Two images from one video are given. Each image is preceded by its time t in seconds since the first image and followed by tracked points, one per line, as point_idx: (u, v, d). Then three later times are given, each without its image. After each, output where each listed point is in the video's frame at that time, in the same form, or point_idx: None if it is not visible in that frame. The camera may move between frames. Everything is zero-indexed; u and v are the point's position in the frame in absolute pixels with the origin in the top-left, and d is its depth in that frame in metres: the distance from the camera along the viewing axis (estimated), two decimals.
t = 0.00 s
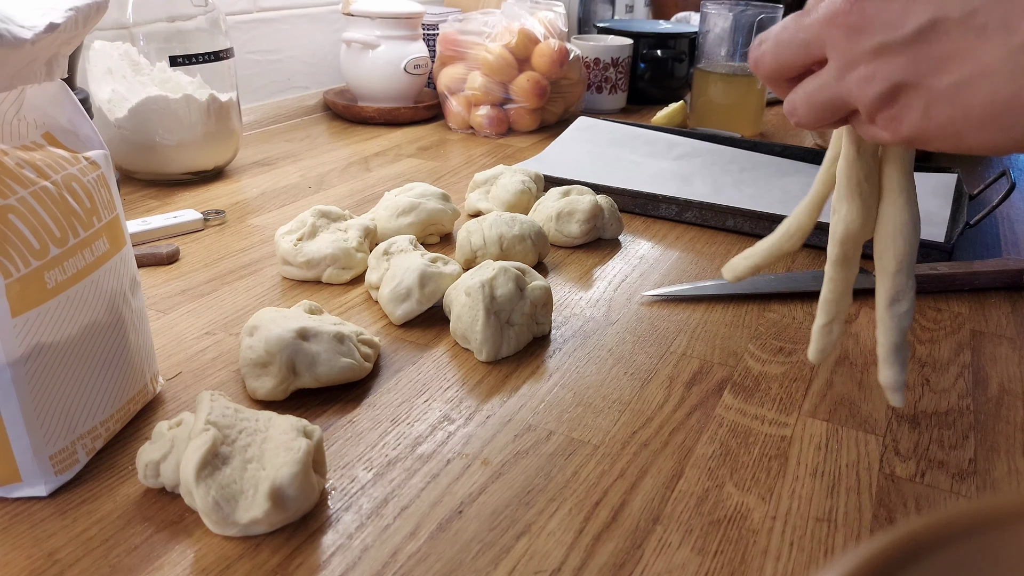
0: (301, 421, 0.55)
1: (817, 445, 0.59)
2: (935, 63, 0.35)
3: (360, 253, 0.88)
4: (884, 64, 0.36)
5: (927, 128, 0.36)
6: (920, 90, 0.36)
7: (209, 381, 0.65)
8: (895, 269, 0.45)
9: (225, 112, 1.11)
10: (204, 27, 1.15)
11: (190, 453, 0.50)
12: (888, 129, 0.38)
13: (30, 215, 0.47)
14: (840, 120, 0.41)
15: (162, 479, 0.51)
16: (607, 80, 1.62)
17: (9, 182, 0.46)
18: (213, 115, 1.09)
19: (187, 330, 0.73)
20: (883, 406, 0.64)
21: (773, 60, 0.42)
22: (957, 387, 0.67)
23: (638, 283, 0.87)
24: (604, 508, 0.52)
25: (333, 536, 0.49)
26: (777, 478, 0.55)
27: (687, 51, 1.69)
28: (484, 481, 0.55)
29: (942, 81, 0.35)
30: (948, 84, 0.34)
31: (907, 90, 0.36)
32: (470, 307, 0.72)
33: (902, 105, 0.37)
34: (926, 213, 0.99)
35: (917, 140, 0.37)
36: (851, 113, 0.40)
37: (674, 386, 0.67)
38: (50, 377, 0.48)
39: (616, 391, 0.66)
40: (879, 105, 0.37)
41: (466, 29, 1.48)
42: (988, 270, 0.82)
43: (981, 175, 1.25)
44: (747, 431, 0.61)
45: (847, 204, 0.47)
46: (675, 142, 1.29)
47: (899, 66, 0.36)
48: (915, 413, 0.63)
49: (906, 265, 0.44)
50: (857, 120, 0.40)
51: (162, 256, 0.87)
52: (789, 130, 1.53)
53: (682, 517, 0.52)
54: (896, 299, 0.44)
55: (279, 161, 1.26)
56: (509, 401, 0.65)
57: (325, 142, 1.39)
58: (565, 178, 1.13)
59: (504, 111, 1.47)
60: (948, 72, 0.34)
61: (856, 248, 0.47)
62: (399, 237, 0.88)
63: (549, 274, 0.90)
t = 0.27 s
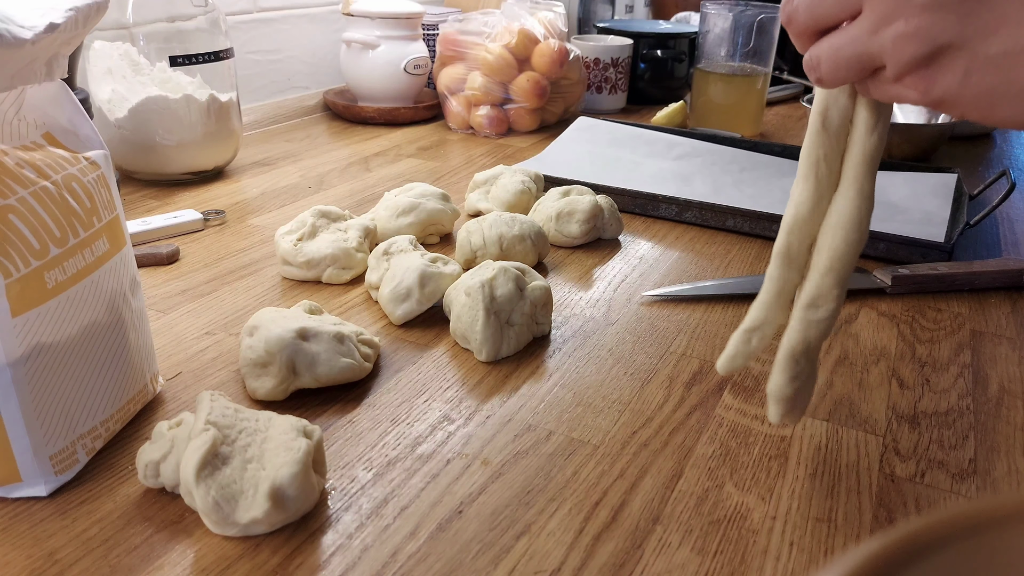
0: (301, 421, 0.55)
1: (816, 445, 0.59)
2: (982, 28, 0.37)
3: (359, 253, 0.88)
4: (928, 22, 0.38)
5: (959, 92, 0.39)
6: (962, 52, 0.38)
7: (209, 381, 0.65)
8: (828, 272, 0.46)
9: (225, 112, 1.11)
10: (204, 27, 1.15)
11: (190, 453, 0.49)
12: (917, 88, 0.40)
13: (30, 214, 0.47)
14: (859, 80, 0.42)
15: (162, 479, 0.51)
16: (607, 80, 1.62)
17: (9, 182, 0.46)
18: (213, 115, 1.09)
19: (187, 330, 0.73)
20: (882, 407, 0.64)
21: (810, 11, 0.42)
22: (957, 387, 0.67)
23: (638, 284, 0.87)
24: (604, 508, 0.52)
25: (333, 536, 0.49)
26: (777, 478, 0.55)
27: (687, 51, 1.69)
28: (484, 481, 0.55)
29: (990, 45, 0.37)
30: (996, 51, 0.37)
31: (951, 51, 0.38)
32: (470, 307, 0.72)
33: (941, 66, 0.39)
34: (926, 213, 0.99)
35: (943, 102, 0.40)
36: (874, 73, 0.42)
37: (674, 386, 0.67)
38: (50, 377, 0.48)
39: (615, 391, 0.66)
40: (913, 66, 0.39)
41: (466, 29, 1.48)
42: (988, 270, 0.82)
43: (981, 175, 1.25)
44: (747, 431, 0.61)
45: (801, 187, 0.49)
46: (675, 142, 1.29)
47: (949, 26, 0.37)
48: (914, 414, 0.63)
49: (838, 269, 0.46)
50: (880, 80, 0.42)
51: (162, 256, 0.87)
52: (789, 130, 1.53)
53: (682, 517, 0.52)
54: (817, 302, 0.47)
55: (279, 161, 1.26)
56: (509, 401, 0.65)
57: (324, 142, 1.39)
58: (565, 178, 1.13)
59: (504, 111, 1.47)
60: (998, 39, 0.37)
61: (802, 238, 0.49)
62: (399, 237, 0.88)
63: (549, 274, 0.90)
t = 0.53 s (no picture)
0: (301, 421, 0.55)
1: (817, 445, 0.59)
2: None
3: (359, 253, 0.88)
4: None
5: (945, 51, 0.42)
6: (954, 8, 0.41)
7: (209, 381, 0.65)
8: (859, 255, 0.49)
9: (225, 112, 1.11)
10: (205, 27, 1.15)
11: (189, 454, 0.49)
12: (902, 44, 0.43)
13: (30, 214, 0.47)
14: (854, 43, 0.45)
15: (162, 479, 0.51)
16: (607, 80, 1.62)
17: (9, 182, 0.46)
18: (213, 115, 1.09)
19: (187, 330, 0.73)
20: (882, 407, 0.64)
21: None
22: (957, 387, 0.67)
23: (638, 284, 0.87)
24: (604, 508, 0.52)
25: (332, 536, 0.49)
26: (777, 478, 0.55)
27: (687, 51, 1.69)
28: (484, 481, 0.55)
29: (979, 6, 0.41)
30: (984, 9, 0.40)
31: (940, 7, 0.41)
32: (470, 307, 0.72)
33: (929, 22, 0.42)
34: (926, 213, 0.99)
35: (927, 64, 0.42)
36: (866, 36, 0.45)
37: (674, 386, 0.67)
38: (50, 377, 0.48)
39: (616, 391, 0.66)
40: (903, 19, 0.42)
41: (466, 29, 1.48)
42: (988, 270, 0.82)
43: (981, 175, 1.25)
44: (747, 431, 0.61)
45: (830, 177, 0.53)
46: (675, 142, 1.29)
47: None
48: (914, 414, 0.63)
49: (868, 250, 0.48)
50: (872, 43, 0.44)
51: (162, 256, 0.87)
52: (789, 130, 1.53)
53: (682, 517, 0.51)
54: (855, 285, 0.49)
55: (279, 161, 1.26)
56: (509, 401, 0.65)
57: (324, 142, 1.39)
58: (565, 178, 1.13)
59: (504, 111, 1.47)
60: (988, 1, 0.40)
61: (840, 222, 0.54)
62: (399, 237, 0.88)
63: (549, 274, 0.90)
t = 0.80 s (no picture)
0: (301, 421, 0.55)
1: (817, 445, 0.59)
2: None
3: (360, 253, 0.88)
4: None
5: (946, 54, 0.37)
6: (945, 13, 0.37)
7: (209, 381, 0.65)
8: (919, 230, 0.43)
9: (225, 112, 1.11)
10: (205, 27, 1.15)
11: (190, 454, 0.49)
12: (904, 52, 0.38)
13: (30, 215, 0.47)
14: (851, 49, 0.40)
15: (162, 479, 0.51)
16: (607, 80, 1.62)
17: (9, 182, 0.46)
18: (213, 115, 1.09)
19: (187, 330, 0.73)
20: (882, 407, 0.64)
21: None
22: (957, 387, 0.67)
23: (638, 283, 0.87)
24: (604, 508, 0.52)
25: (333, 536, 0.49)
26: (777, 478, 0.55)
27: (688, 51, 1.69)
28: (484, 481, 0.55)
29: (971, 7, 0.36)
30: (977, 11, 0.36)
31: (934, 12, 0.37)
32: (470, 307, 0.72)
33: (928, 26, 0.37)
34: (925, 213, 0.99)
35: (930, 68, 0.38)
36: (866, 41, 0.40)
37: (674, 386, 0.67)
38: (50, 377, 0.48)
39: (615, 391, 0.66)
40: (899, 27, 0.37)
41: (466, 29, 1.48)
42: (988, 270, 0.82)
43: (981, 175, 1.25)
44: (747, 431, 0.61)
45: (877, 153, 0.45)
46: (675, 142, 1.29)
47: None
48: (914, 414, 0.63)
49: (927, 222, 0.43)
50: (872, 48, 0.39)
51: (162, 256, 0.87)
52: (789, 130, 1.53)
53: (682, 517, 0.51)
54: (915, 261, 0.44)
55: (279, 161, 1.26)
56: (509, 401, 0.65)
57: (324, 142, 1.39)
58: (565, 178, 1.13)
59: (504, 111, 1.47)
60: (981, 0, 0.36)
61: (887, 202, 0.45)
62: (399, 238, 0.88)
63: (549, 274, 0.90)
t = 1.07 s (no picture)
0: (300, 421, 0.55)
1: (817, 445, 0.59)
2: (894, 82, 0.38)
3: (359, 253, 0.88)
4: (847, 92, 0.40)
5: (907, 135, 0.40)
6: (892, 106, 0.39)
7: (209, 381, 0.65)
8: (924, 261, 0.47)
9: (225, 112, 1.11)
10: (205, 27, 1.15)
11: (190, 453, 0.49)
12: (877, 132, 0.41)
13: (30, 215, 0.47)
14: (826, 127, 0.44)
15: (162, 479, 0.51)
16: (607, 80, 1.62)
17: (9, 182, 0.46)
18: (213, 115, 1.09)
19: (187, 330, 0.73)
20: (882, 407, 0.64)
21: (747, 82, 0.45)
22: (958, 387, 0.67)
23: (638, 283, 0.87)
24: (604, 508, 0.52)
25: (332, 536, 0.49)
26: (777, 478, 0.55)
27: (687, 51, 1.69)
28: (485, 481, 0.55)
29: (908, 95, 0.38)
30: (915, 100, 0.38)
31: (880, 106, 0.40)
32: (470, 307, 0.72)
33: (880, 117, 0.40)
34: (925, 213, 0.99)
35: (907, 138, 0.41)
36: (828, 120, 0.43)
37: (674, 386, 0.67)
38: (50, 377, 0.48)
39: (615, 392, 0.66)
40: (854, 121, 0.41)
41: (466, 29, 1.48)
42: (988, 270, 0.82)
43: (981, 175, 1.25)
44: (747, 431, 0.61)
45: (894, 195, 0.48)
46: (675, 142, 1.29)
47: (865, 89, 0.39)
48: (915, 414, 0.63)
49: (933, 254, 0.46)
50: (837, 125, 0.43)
51: (162, 256, 0.87)
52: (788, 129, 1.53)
53: (682, 517, 0.51)
54: (920, 287, 0.47)
55: (279, 161, 1.26)
56: (509, 402, 0.65)
57: (324, 142, 1.39)
58: (565, 178, 1.13)
59: (504, 111, 1.47)
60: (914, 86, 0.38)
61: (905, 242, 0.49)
62: (399, 238, 0.88)
63: (549, 274, 0.90)
